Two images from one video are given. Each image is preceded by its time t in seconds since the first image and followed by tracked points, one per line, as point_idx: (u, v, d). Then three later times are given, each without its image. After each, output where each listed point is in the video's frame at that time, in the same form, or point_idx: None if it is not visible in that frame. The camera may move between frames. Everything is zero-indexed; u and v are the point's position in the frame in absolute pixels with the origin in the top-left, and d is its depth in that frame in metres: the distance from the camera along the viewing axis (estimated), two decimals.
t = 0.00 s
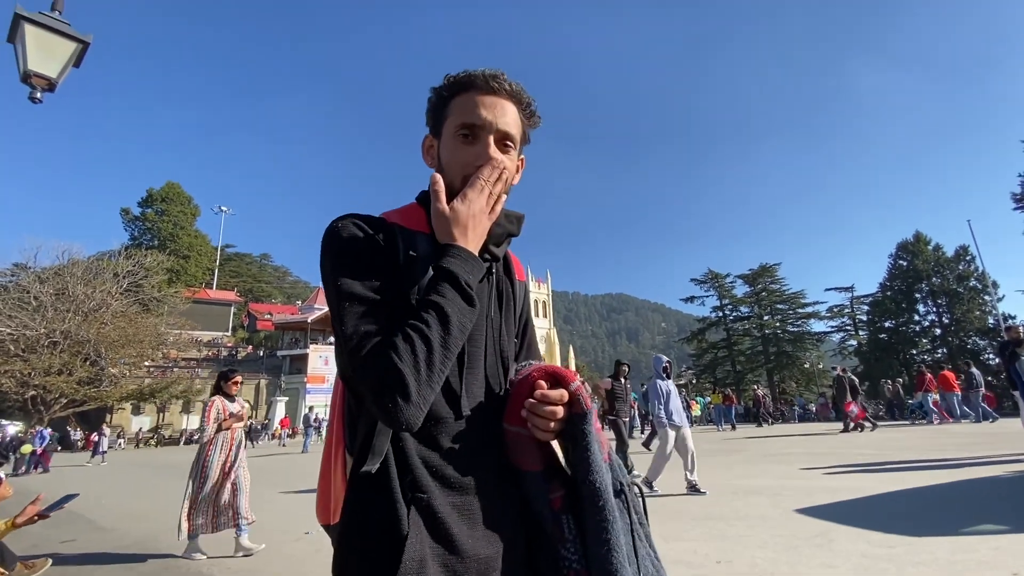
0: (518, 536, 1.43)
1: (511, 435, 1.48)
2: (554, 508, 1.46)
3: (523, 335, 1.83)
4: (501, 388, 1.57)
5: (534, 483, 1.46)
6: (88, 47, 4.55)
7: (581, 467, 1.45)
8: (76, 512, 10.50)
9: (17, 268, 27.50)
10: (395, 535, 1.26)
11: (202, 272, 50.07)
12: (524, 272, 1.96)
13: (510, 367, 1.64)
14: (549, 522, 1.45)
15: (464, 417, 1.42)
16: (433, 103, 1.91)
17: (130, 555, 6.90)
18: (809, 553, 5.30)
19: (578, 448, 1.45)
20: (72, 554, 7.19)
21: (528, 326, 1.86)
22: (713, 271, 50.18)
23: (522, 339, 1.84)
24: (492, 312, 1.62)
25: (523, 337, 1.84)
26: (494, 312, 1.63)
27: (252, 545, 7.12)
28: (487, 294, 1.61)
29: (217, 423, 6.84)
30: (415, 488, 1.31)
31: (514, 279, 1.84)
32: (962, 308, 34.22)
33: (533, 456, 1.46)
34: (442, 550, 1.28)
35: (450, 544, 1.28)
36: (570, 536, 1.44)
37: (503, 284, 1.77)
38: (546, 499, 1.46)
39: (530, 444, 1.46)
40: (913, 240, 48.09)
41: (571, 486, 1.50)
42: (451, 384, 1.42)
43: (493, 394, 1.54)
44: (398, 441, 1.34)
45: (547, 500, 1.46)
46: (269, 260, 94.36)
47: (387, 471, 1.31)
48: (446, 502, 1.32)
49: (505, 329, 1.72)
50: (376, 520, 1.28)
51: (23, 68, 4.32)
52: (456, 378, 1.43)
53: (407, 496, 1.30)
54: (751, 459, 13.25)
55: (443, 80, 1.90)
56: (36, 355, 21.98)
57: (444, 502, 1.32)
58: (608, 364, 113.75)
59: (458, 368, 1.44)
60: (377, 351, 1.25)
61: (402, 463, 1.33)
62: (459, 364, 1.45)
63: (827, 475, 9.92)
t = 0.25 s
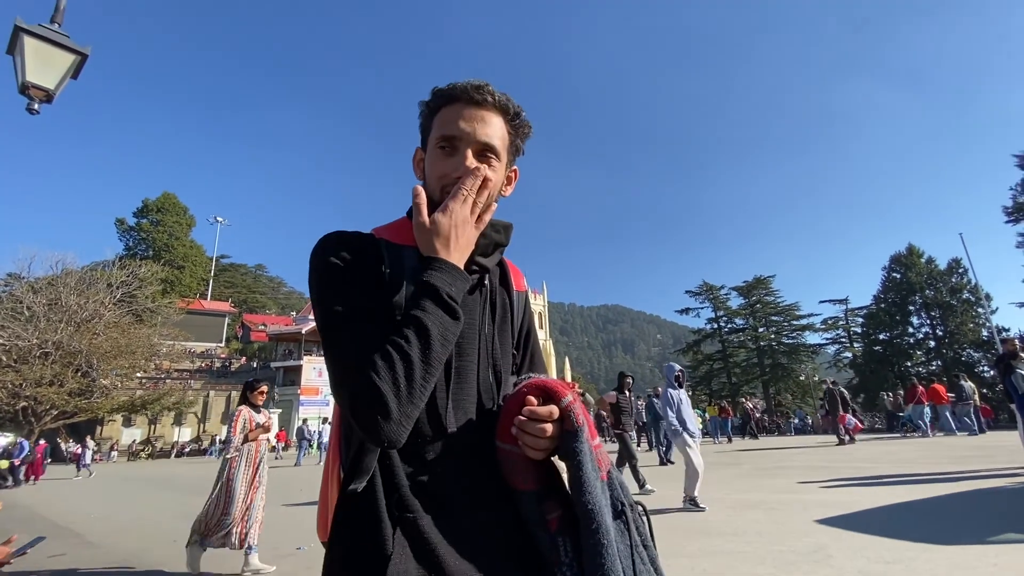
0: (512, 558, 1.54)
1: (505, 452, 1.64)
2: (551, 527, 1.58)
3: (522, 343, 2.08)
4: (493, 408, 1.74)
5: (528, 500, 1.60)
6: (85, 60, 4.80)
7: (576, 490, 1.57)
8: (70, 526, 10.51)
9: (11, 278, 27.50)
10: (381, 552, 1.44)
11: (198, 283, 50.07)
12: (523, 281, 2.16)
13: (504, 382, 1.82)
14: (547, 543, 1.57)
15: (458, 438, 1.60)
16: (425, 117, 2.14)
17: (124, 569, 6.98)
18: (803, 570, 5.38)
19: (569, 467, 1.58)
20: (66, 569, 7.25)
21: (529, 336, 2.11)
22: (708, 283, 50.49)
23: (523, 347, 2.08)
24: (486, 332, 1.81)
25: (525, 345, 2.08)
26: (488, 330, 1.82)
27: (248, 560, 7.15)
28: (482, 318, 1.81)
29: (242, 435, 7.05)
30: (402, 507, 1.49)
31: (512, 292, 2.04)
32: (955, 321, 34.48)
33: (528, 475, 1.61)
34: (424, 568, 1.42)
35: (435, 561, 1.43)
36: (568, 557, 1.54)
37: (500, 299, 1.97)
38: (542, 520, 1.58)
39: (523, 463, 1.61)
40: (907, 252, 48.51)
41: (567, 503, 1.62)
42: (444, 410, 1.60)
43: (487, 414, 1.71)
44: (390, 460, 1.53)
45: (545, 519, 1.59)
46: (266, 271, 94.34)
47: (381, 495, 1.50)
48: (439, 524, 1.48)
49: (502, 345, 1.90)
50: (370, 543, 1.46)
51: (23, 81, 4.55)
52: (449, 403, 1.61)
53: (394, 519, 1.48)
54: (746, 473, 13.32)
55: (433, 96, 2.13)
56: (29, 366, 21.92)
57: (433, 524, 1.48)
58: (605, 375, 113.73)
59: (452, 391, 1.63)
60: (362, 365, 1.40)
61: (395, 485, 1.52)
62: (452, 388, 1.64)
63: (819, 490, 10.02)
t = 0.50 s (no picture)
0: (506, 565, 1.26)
1: (502, 456, 1.34)
2: (550, 530, 1.28)
3: (529, 340, 1.76)
4: (493, 407, 1.45)
5: (526, 507, 1.30)
6: (89, 63, 4.64)
7: (569, 484, 1.27)
8: (67, 529, 10.30)
9: (13, 280, 27.43)
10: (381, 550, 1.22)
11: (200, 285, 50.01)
12: (528, 277, 1.81)
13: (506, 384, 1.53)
14: (546, 549, 1.28)
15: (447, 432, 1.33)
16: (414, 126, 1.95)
17: (119, 572, 6.81)
18: (814, 569, 5.12)
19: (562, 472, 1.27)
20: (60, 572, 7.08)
21: (536, 333, 1.78)
22: (710, 284, 50.32)
23: (530, 348, 1.75)
24: (485, 324, 1.51)
25: (532, 344, 1.76)
26: (488, 323, 1.52)
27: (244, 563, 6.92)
28: (480, 305, 1.52)
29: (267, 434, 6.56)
30: (399, 508, 1.27)
31: (514, 289, 1.70)
32: (959, 320, 34.25)
33: (525, 476, 1.31)
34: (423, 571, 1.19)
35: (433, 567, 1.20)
36: (569, 567, 1.25)
37: (501, 295, 1.64)
38: (540, 522, 1.29)
39: (520, 466, 1.32)
40: (910, 252, 48.31)
41: (570, 509, 1.31)
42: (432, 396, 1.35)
43: (484, 411, 1.43)
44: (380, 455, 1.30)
45: (542, 522, 1.29)
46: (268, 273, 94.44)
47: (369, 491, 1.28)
48: (427, 527, 1.23)
49: (504, 341, 1.60)
50: (361, 545, 1.25)
51: (25, 83, 4.40)
52: (439, 392, 1.35)
53: (391, 519, 1.26)
54: (752, 473, 13.10)
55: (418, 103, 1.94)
56: (31, 367, 21.86)
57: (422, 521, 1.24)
58: (607, 377, 113.50)
59: (443, 384, 1.36)
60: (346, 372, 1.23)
61: (386, 480, 1.30)
62: (443, 375, 1.37)
63: (828, 489, 9.79)
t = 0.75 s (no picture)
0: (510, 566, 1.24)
1: (507, 455, 1.31)
2: (558, 533, 1.24)
3: (543, 340, 1.73)
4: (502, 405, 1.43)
5: (534, 509, 1.26)
6: (100, 63, 4.67)
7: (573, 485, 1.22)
8: (82, 525, 10.43)
9: (28, 279, 27.81)
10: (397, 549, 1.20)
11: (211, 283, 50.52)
12: (540, 272, 1.77)
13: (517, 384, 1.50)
14: (552, 552, 1.24)
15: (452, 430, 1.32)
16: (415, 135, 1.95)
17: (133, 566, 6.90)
18: (823, 567, 5.07)
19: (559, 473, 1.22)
20: (76, 566, 7.19)
21: (552, 330, 1.75)
22: (719, 280, 49.92)
23: (544, 346, 1.72)
24: (493, 321, 1.49)
25: (546, 343, 1.73)
26: (496, 320, 1.49)
27: (256, 559, 6.94)
28: (487, 302, 1.50)
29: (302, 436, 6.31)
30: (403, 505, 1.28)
31: (525, 286, 1.68)
32: (973, 316, 33.78)
33: (530, 475, 1.27)
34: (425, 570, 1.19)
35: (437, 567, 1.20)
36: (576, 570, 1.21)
37: (510, 291, 1.61)
38: (547, 523, 1.25)
39: (523, 465, 1.29)
40: (922, 248, 47.67)
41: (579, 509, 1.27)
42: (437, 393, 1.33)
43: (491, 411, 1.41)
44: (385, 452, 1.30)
45: (550, 524, 1.25)
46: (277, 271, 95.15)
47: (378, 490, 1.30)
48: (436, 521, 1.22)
49: (515, 338, 1.56)
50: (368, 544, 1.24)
51: (36, 84, 4.44)
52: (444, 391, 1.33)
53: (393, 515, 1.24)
54: (761, 470, 13.00)
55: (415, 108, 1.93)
56: (46, 365, 22.20)
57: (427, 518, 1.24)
58: (615, 374, 113.35)
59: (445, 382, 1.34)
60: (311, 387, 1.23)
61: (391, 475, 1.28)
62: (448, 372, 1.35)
63: (839, 487, 9.69)
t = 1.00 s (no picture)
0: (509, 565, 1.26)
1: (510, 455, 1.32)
2: (562, 536, 1.25)
3: (549, 339, 1.75)
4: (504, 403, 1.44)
5: (537, 513, 1.27)
6: (107, 65, 4.72)
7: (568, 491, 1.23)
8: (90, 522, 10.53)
9: (37, 278, 28.06)
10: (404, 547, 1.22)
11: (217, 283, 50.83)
12: (547, 268, 1.79)
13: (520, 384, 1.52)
14: (556, 553, 1.26)
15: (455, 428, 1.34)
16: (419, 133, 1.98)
17: (142, 564, 6.97)
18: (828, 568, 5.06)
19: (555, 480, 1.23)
20: (86, 563, 7.27)
21: (558, 328, 1.77)
22: (725, 280, 49.72)
23: (549, 346, 1.75)
24: (497, 317, 1.50)
25: (551, 342, 1.75)
26: (500, 317, 1.51)
27: (263, 557, 6.98)
28: (490, 301, 1.51)
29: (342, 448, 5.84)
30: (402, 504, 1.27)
31: (532, 284, 1.69)
32: (982, 316, 33.48)
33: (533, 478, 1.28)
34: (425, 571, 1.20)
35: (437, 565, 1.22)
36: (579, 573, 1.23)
37: (515, 289, 1.62)
38: (550, 527, 1.26)
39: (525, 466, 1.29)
40: (930, 247, 47.31)
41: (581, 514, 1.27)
42: (440, 390, 1.35)
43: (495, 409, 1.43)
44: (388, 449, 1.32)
45: (553, 527, 1.26)
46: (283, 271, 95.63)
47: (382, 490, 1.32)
48: (441, 521, 1.24)
49: (520, 337, 1.58)
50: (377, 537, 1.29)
51: (45, 86, 4.50)
52: (447, 387, 1.36)
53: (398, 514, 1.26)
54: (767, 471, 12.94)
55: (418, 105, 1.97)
56: (55, 364, 22.42)
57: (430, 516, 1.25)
58: (620, 373, 113.26)
59: (445, 378, 1.37)
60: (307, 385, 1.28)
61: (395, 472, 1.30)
62: (449, 369, 1.37)
63: (846, 488, 9.63)
